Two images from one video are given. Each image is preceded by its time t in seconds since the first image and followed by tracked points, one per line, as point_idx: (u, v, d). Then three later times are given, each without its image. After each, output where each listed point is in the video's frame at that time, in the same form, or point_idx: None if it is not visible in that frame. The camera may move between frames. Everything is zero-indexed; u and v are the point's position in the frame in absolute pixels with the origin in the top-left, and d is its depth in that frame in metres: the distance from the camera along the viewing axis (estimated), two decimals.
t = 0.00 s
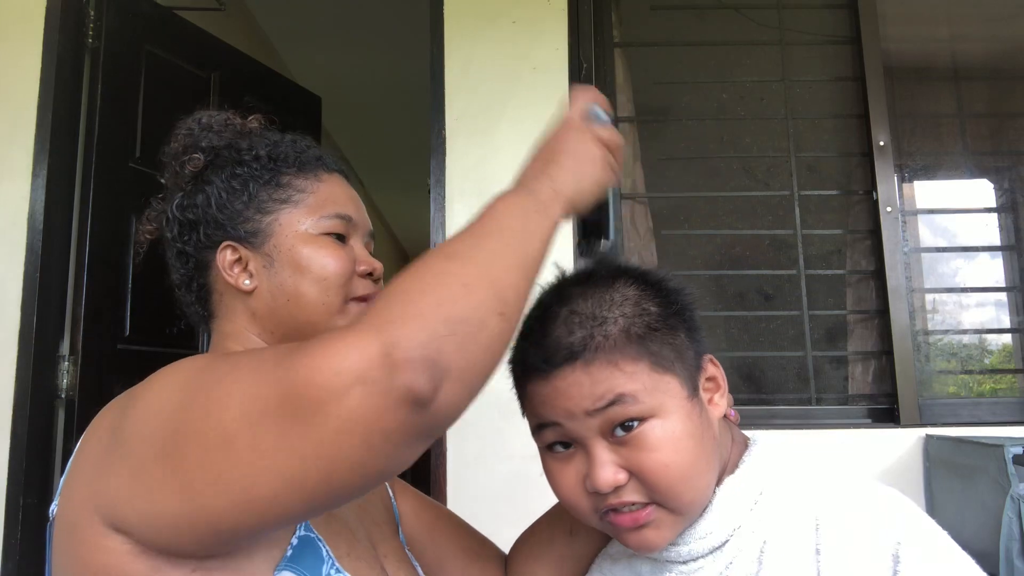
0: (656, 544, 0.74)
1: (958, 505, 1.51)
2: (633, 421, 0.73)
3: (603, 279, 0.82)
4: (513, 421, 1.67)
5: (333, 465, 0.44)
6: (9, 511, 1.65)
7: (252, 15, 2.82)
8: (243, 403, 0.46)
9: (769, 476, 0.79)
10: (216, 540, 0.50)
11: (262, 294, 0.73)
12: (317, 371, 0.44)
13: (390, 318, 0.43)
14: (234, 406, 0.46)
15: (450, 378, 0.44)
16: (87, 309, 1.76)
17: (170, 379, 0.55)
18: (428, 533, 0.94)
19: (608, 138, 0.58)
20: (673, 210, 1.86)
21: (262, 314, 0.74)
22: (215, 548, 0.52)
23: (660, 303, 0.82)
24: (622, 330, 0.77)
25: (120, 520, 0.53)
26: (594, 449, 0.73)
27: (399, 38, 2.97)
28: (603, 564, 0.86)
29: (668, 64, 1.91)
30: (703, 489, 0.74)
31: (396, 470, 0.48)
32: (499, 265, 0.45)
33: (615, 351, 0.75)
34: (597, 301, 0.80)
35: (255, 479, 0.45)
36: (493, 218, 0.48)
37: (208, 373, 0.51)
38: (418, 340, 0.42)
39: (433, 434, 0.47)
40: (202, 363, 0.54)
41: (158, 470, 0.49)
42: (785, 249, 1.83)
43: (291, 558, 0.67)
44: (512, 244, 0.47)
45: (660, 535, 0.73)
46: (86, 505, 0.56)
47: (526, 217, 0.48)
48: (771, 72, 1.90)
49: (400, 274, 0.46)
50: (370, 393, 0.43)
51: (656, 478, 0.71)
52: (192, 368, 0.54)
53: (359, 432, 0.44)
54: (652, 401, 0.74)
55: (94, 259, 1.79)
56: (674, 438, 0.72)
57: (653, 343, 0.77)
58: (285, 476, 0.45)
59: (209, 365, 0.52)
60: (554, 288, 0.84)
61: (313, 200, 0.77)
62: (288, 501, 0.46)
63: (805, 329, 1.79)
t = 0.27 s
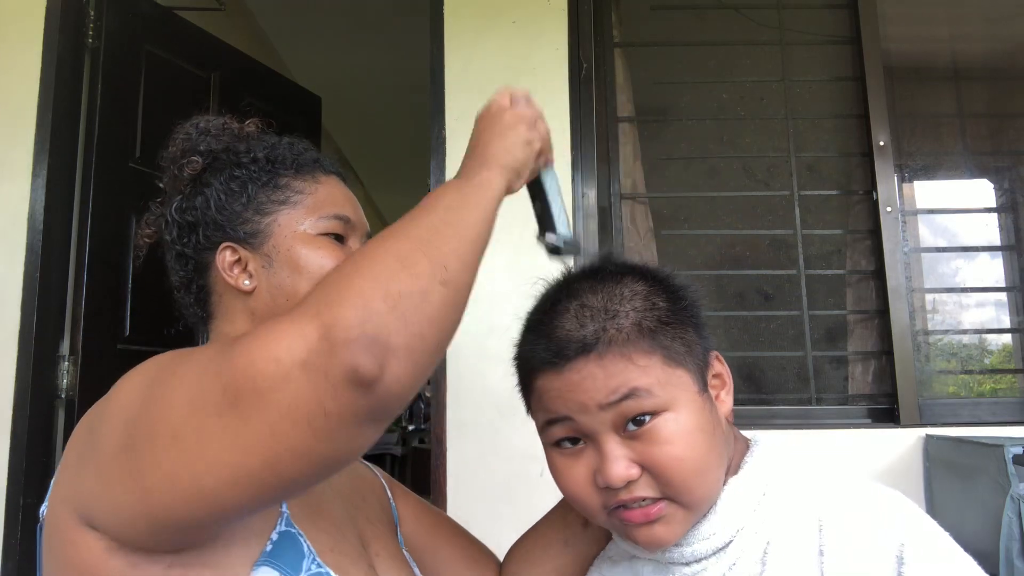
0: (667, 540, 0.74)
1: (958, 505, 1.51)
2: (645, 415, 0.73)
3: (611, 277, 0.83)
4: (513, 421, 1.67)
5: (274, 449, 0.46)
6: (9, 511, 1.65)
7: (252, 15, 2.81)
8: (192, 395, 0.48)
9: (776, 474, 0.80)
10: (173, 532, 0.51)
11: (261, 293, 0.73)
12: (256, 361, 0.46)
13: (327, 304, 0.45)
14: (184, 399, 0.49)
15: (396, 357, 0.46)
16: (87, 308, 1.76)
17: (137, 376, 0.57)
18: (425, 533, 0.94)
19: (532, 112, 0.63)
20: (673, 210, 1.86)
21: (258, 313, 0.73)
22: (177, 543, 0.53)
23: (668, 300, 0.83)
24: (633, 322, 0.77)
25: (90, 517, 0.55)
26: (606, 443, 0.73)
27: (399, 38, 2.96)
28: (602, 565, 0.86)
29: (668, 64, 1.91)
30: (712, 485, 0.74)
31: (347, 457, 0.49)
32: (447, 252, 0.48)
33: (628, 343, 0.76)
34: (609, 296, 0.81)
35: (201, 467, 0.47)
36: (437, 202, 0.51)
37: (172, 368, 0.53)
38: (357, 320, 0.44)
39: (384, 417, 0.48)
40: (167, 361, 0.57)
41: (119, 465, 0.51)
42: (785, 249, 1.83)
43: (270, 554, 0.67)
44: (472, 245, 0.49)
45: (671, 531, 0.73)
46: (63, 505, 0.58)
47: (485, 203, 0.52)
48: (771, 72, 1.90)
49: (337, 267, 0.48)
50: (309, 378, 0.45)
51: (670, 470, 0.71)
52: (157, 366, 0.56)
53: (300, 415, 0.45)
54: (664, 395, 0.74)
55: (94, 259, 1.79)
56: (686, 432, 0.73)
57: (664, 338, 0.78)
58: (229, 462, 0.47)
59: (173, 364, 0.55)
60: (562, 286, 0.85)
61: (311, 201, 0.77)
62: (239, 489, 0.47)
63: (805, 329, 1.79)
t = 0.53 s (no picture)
0: (661, 552, 0.74)
1: (958, 505, 1.51)
2: (638, 428, 0.73)
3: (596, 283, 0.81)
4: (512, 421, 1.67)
5: (285, 418, 0.48)
6: (9, 511, 1.65)
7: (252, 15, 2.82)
8: (204, 369, 0.50)
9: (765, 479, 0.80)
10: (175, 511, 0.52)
11: (255, 297, 0.73)
12: (275, 335, 0.49)
13: (345, 290, 0.49)
14: (195, 373, 0.50)
15: (406, 339, 0.49)
16: (88, 308, 1.76)
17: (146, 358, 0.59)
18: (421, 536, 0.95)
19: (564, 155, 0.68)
20: (673, 210, 1.86)
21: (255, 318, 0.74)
22: (176, 525, 0.54)
23: (654, 306, 0.82)
24: (621, 335, 0.76)
25: (90, 500, 0.55)
26: (598, 460, 0.72)
27: (399, 38, 2.97)
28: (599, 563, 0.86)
29: (668, 64, 1.91)
30: (706, 491, 0.75)
31: (352, 433, 0.51)
32: (459, 252, 0.52)
33: (618, 358, 0.75)
34: (594, 306, 0.79)
35: (211, 436, 0.48)
36: (446, 226, 0.54)
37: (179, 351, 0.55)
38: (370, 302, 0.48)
39: (391, 395, 0.51)
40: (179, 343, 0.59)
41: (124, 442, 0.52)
42: (784, 249, 1.83)
43: (266, 547, 0.67)
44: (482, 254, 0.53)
45: (665, 544, 0.73)
46: (62, 490, 0.58)
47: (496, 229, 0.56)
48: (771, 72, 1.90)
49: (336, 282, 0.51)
50: (324, 352, 0.48)
51: (663, 483, 0.71)
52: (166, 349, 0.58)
53: (312, 387, 0.48)
54: (657, 408, 0.73)
55: (94, 259, 1.79)
56: (679, 444, 0.73)
57: (652, 348, 0.77)
58: (239, 431, 0.48)
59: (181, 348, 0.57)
60: (544, 293, 0.82)
61: (309, 205, 0.77)
62: (247, 460, 0.49)
63: (805, 329, 1.79)
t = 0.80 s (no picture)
0: (644, 559, 0.74)
1: (958, 505, 1.51)
2: (617, 435, 0.73)
3: (570, 292, 0.82)
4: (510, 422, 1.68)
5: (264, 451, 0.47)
6: (9, 511, 1.65)
7: (252, 15, 2.82)
8: (182, 398, 0.48)
9: (743, 481, 0.81)
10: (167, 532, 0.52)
11: (246, 300, 0.73)
12: (244, 367, 0.46)
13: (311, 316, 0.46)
14: (174, 403, 0.48)
15: (381, 362, 0.46)
16: (88, 308, 1.75)
17: (127, 378, 0.57)
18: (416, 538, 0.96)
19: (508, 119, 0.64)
20: (673, 210, 1.86)
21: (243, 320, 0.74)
22: (168, 543, 0.54)
23: (631, 312, 0.83)
24: (597, 340, 0.77)
25: (82, 515, 0.55)
26: (578, 468, 0.72)
27: (399, 38, 2.97)
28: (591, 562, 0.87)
29: (668, 64, 1.91)
30: (687, 497, 0.75)
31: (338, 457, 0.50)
32: (419, 255, 0.48)
33: (595, 364, 0.75)
34: (570, 313, 0.80)
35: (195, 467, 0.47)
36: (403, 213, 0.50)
37: (163, 369, 0.53)
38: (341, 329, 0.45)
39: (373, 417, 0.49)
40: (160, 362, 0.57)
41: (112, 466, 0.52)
42: (784, 249, 1.83)
43: (262, 546, 0.68)
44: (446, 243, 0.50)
45: (648, 550, 0.73)
46: (54, 507, 0.58)
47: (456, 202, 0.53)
48: (771, 72, 1.90)
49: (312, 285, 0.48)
50: (297, 385, 0.46)
51: (644, 489, 0.71)
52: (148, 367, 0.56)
53: (290, 421, 0.46)
54: (635, 414, 0.74)
55: (94, 259, 1.79)
56: (658, 448, 0.73)
57: (629, 352, 0.78)
58: (221, 462, 0.47)
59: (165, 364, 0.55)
60: (521, 303, 0.84)
61: (306, 213, 0.76)
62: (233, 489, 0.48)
63: (805, 329, 1.79)
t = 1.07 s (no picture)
0: (639, 564, 0.74)
1: (957, 505, 1.51)
2: (613, 440, 0.73)
3: (566, 293, 0.82)
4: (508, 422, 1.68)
5: (234, 446, 0.47)
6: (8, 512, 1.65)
7: (252, 15, 2.81)
8: (158, 389, 0.49)
9: (739, 484, 0.82)
10: (135, 530, 0.52)
11: (223, 302, 0.74)
12: (223, 362, 0.47)
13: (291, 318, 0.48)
14: (149, 392, 0.49)
15: (360, 363, 0.48)
16: (87, 308, 1.75)
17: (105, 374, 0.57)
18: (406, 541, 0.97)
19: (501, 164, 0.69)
20: (673, 210, 1.86)
21: (218, 320, 0.74)
22: (134, 540, 0.54)
23: (626, 314, 0.82)
24: (594, 344, 0.77)
25: (49, 512, 0.55)
26: (573, 473, 0.72)
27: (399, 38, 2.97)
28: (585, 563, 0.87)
29: (668, 64, 1.91)
30: (683, 502, 0.75)
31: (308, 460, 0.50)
32: (402, 272, 0.51)
33: (592, 368, 0.75)
34: (566, 316, 0.80)
35: (164, 460, 0.47)
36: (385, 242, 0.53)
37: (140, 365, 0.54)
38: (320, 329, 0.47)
39: (346, 422, 0.50)
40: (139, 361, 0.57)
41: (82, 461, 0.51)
42: (784, 249, 1.83)
43: (236, 544, 0.68)
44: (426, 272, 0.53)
45: (642, 556, 0.73)
46: (27, 506, 0.58)
47: (438, 240, 0.56)
48: (771, 72, 1.90)
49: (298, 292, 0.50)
50: (274, 381, 0.47)
51: (640, 495, 0.71)
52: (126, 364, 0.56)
53: (263, 414, 0.47)
54: (632, 419, 0.74)
55: (94, 259, 1.79)
56: (653, 453, 0.73)
57: (625, 356, 0.78)
58: (190, 453, 0.47)
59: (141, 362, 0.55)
60: (515, 304, 0.83)
61: (292, 218, 0.76)
62: (203, 485, 0.48)
63: (805, 329, 1.79)
